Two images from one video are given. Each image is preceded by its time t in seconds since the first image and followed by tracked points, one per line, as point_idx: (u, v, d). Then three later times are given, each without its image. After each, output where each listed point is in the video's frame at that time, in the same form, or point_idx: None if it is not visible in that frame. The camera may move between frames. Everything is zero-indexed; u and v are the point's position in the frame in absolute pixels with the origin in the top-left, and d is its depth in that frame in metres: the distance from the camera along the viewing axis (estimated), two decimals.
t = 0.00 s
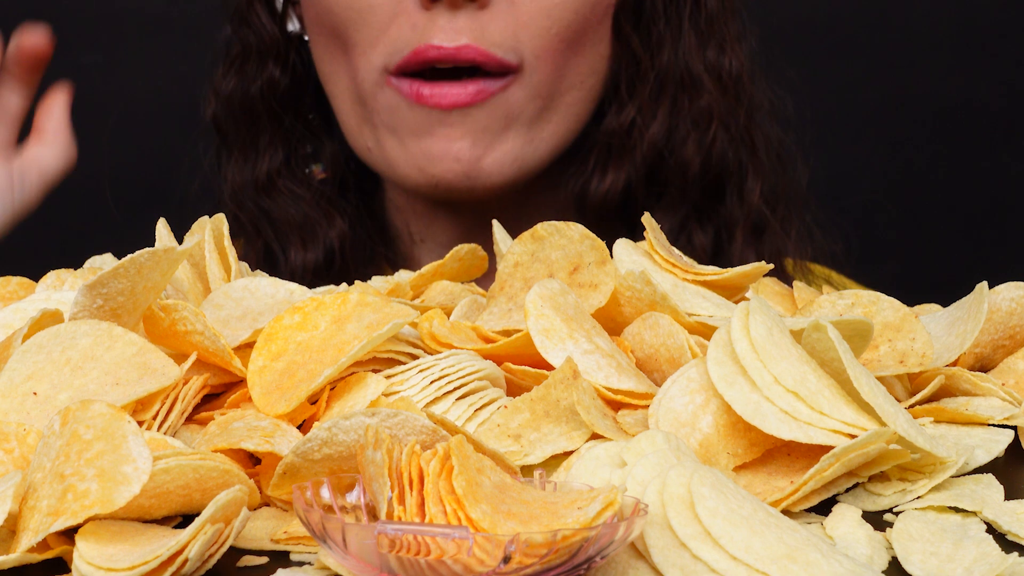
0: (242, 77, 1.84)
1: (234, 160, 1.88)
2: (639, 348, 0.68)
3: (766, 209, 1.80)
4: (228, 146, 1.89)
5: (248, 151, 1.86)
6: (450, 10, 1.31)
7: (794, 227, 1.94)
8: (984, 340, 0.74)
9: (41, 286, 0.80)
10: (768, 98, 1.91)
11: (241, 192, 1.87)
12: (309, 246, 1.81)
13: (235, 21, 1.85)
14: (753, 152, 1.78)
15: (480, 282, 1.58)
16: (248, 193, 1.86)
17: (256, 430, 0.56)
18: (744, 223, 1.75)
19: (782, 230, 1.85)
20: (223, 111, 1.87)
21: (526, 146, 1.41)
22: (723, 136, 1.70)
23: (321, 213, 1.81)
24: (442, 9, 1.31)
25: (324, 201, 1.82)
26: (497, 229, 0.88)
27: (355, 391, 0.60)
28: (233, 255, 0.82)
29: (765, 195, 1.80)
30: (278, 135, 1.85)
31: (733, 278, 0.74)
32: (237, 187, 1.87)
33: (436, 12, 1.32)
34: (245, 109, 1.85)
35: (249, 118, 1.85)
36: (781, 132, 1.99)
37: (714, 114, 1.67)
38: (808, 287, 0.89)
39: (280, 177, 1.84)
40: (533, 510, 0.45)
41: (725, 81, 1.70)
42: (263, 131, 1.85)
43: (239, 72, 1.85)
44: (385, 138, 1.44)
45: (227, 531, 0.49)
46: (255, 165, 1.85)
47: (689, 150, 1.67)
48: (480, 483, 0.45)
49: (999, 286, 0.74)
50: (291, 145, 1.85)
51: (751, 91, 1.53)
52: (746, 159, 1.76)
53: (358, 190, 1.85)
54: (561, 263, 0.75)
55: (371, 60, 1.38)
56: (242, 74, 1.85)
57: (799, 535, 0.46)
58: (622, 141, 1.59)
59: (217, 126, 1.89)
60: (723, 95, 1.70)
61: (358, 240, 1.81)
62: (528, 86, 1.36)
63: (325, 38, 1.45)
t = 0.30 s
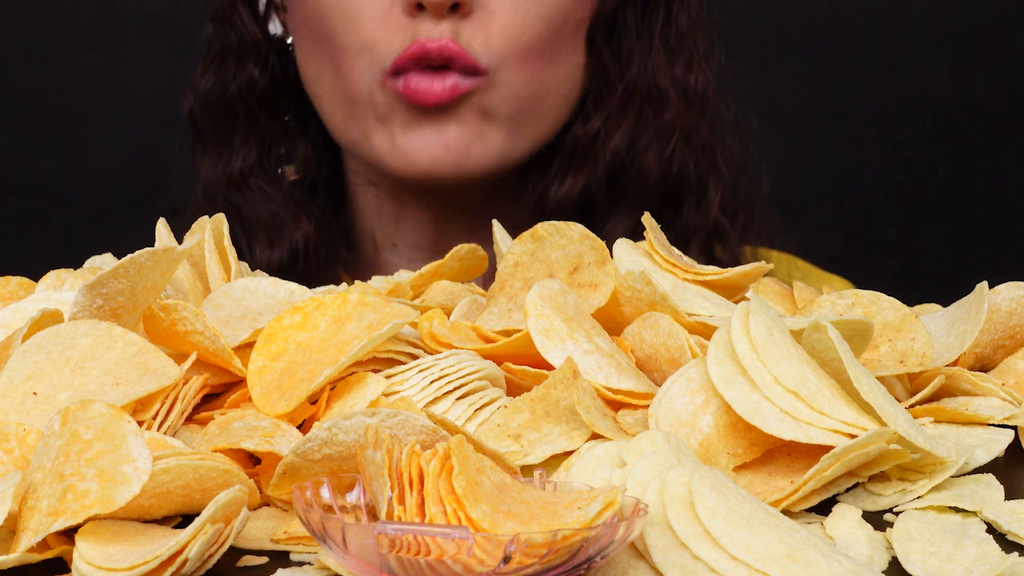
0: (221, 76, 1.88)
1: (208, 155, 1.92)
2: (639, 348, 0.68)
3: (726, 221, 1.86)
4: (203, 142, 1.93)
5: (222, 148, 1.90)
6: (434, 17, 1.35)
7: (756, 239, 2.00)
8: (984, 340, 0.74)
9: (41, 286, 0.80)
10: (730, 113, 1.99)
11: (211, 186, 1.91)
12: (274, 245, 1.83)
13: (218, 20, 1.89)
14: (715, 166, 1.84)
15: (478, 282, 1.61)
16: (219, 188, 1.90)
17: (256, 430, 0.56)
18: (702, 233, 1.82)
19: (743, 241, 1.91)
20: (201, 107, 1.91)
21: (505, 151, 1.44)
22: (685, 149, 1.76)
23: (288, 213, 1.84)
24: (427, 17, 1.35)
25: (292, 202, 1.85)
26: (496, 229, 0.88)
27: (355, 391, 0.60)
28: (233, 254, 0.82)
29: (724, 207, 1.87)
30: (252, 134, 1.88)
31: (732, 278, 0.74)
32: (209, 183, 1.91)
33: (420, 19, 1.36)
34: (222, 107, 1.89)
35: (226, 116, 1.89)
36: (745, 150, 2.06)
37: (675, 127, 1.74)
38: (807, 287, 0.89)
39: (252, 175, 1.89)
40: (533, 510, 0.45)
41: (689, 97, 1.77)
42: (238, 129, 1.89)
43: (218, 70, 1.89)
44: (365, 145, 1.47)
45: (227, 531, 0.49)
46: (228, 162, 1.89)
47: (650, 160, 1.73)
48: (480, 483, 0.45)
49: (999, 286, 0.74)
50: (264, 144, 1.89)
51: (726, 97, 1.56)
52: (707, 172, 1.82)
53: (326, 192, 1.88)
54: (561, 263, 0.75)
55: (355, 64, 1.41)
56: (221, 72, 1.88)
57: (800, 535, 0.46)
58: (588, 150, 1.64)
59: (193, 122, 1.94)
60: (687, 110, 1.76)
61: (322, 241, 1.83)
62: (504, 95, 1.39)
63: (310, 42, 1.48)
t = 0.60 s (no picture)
0: (209, 86, 1.88)
1: (197, 164, 1.93)
2: (639, 348, 0.68)
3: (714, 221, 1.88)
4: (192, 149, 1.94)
5: (211, 156, 1.91)
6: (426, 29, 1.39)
7: (740, 239, 2.03)
8: (984, 340, 0.74)
9: (41, 286, 0.80)
10: (718, 113, 1.99)
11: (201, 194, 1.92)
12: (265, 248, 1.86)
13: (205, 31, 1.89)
14: (704, 167, 1.85)
15: (479, 280, 1.63)
16: (210, 195, 1.91)
17: (256, 430, 0.56)
18: (693, 233, 1.83)
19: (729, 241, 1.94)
20: (189, 118, 1.91)
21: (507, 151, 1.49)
22: (675, 151, 1.77)
23: (279, 216, 1.86)
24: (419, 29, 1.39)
25: (284, 207, 1.86)
26: (496, 228, 0.88)
27: (355, 391, 0.60)
28: (233, 254, 0.82)
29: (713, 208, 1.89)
30: (242, 141, 1.89)
31: (733, 278, 0.74)
32: (200, 190, 1.92)
33: (413, 32, 1.40)
34: (211, 116, 1.89)
35: (215, 124, 1.89)
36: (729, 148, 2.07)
37: (666, 130, 1.75)
38: (808, 287, 0.89)
39: (242, 182, 1.89)
40: (533, 510, 0.45)
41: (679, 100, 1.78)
42: (227, 137, 1.89)
43: (206, 81, 1.89)
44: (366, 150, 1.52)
45: (227, 531, 0.49)
46: (218, 170, 1.90)
47: (641, 162, 1.74)
48: (480, 483, 0.45)
49: (999, 286, 0.73)
50: (254, 152, 1.89)
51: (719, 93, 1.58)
52: (697, 173, 1.83)
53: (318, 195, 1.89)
54: (561, 263, 0.75)
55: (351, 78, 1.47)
56: (208, 82, 1.89)
57: (800, 535, 0.46)
58: (579, 153, 1.66)
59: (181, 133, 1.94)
60: (677, 113, 1.77)
61: (315, 244, 1.85)
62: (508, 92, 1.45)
63: (304, 53, 1.52)
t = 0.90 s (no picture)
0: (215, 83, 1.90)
1: (204, 160, 1.96)
2: (639, 348, 0.67)
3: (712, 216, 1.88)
4: (200, 147, 1.96)
5: (220, 152, 1.93)
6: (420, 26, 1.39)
7: (737, 234, 2.04)
8: (984, 340, 0.74)
9: (41, 286, 0.80)
10: (713, 110, 2.00)
11: (208, 189, 1.95)
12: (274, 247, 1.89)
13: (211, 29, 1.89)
14: (701, 162, 1.86)
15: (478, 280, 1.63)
16: (216, 191, 1.94)
17: (256, 430, 0.56)
18: (692, 229, 1.84)
19: (727, 236, 1.94)
20: (195, 116, 1.94)
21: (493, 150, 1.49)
22: (672, 146, 1.78)
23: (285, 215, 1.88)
24: (413, 25, 1.40)
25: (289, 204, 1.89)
26: (496, 228, 0.88)
27: (355, 391, 0.60)
28: (233, 254, 0.82)
29: (711, 204, 1.89)
30: (247, 138, 1.90)
31: (733, 278, 0.74)
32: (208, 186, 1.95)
33: (407, 29, 1.40)
34: (218, 113, 1.91)
35: (222, 121, 1.91)
36: (725, 143, 2.08)
37: (662, 126, 1.76)
38: (808, 287, 0.88)
39: (249, 179, 1.91)
40: (533, 510, 0.45)
41: (675, 96, 1.78)
42: (233, 134, 1.91)
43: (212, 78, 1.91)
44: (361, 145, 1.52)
45: (227, 531, 0.49)
46: (225, 166, 1.92)
47: (638, 158, 1.76)
48: (480, 483, 0.45)
49: (999, 286, 0.73)
50: (259, 149, 1.90)
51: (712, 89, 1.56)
52: (694, 168, 1.84)
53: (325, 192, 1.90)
54: (561, 263, 0.75)
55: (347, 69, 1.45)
56: (214, 80, 1.90)
57: (800, 535, 0.46)
58: (580, 149, 1.66)
59: (188, 130, 1.96)
60: (674, 108, 1.78)
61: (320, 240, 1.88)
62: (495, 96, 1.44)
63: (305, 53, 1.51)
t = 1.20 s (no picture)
0: (218, 87, 1.89)
1: (209, 166, 1.92)
2: (639, 348, 0.67)
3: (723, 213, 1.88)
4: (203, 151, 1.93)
5: (223, 157, 1.91)
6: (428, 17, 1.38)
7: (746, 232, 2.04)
8: (984, 340, 0.73)
9: (41, 286, 0.80)
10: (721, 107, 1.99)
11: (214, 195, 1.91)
12: (282, 251, 1.84)
13: (212, 31, 1.90)
14: (711, 160, 1.85)
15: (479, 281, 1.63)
16: (223, 196, 1.90)
17: (256, 430, 0.56)
18: (701, 226, 1.83)
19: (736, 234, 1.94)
20: (199, 119, 1.91)
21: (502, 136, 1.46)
22: (682, 144, 1.77)
23: (293, 218, 1.84)
24: (421, 17, 1.38)
25: (296, 205, 1.85)
26: (496, 228, 0.88)
27: (355, 391, 0.60)
28: (233, 254, 0.82)
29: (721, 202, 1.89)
30: (254, 140, 1.89)
31: (733, 278, 0.74)
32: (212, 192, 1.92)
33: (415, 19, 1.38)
34: (222, 117, 1.89)
35: (226, 124, 1.89)
36: (734, 142, 2.08)
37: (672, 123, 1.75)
38: (808, 287, 0.88)
39: (256, 182, 1.89)
40: (533, 510, 0.45)
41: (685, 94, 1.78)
42: (240, 136, 1.89)
43: (215, 82, 1.90)
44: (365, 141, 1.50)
45: (227, 531, 0.49)
46: (231, 169, 1.90)
47: (649, 156, 1.75)
48: (480, 483, 0.45)
49: (999, 286, 0.73)
50: (266, 151, 1.90)
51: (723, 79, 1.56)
52: (704, 165, 1.83)
53: (329, 196, 1.89)
54: (561, 263, 0.75)
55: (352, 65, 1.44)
56: (218, 82, 1.90)
57: (800, 535, 0.46)
58: (588, 147, 1.68)
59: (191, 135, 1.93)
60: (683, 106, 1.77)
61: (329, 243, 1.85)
62: (504, 83, 1.42)
63: (303, 44, 1.50)
